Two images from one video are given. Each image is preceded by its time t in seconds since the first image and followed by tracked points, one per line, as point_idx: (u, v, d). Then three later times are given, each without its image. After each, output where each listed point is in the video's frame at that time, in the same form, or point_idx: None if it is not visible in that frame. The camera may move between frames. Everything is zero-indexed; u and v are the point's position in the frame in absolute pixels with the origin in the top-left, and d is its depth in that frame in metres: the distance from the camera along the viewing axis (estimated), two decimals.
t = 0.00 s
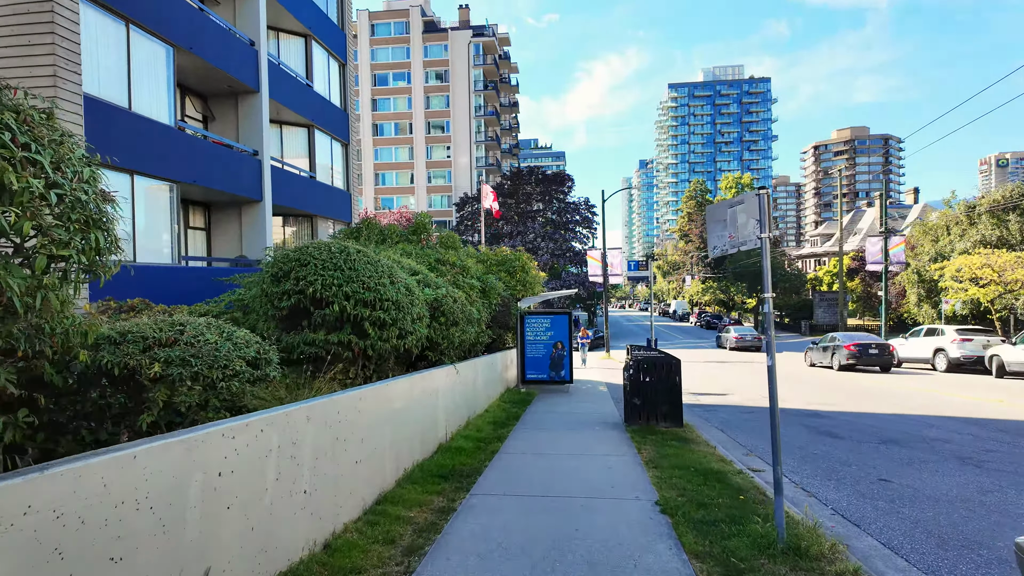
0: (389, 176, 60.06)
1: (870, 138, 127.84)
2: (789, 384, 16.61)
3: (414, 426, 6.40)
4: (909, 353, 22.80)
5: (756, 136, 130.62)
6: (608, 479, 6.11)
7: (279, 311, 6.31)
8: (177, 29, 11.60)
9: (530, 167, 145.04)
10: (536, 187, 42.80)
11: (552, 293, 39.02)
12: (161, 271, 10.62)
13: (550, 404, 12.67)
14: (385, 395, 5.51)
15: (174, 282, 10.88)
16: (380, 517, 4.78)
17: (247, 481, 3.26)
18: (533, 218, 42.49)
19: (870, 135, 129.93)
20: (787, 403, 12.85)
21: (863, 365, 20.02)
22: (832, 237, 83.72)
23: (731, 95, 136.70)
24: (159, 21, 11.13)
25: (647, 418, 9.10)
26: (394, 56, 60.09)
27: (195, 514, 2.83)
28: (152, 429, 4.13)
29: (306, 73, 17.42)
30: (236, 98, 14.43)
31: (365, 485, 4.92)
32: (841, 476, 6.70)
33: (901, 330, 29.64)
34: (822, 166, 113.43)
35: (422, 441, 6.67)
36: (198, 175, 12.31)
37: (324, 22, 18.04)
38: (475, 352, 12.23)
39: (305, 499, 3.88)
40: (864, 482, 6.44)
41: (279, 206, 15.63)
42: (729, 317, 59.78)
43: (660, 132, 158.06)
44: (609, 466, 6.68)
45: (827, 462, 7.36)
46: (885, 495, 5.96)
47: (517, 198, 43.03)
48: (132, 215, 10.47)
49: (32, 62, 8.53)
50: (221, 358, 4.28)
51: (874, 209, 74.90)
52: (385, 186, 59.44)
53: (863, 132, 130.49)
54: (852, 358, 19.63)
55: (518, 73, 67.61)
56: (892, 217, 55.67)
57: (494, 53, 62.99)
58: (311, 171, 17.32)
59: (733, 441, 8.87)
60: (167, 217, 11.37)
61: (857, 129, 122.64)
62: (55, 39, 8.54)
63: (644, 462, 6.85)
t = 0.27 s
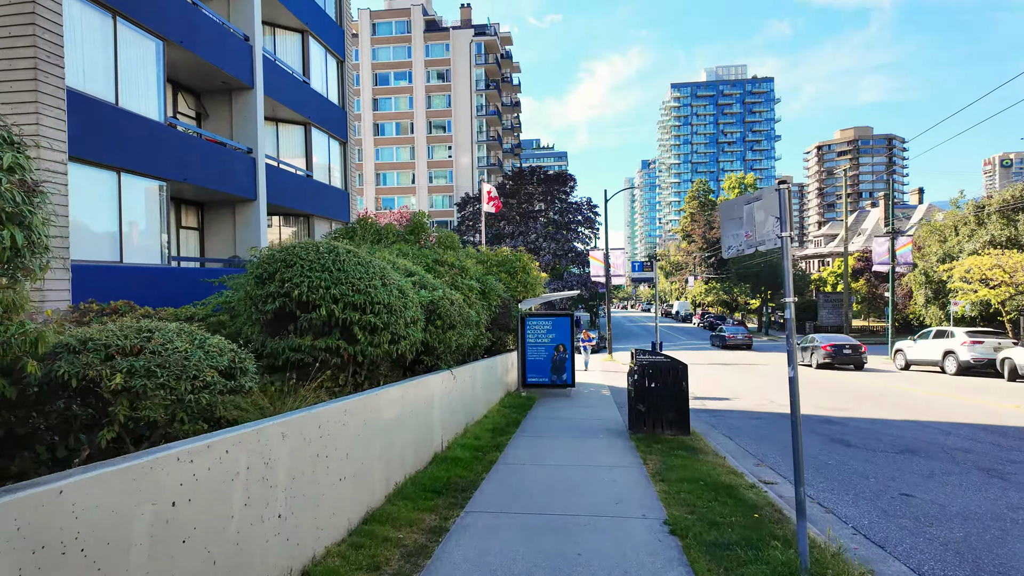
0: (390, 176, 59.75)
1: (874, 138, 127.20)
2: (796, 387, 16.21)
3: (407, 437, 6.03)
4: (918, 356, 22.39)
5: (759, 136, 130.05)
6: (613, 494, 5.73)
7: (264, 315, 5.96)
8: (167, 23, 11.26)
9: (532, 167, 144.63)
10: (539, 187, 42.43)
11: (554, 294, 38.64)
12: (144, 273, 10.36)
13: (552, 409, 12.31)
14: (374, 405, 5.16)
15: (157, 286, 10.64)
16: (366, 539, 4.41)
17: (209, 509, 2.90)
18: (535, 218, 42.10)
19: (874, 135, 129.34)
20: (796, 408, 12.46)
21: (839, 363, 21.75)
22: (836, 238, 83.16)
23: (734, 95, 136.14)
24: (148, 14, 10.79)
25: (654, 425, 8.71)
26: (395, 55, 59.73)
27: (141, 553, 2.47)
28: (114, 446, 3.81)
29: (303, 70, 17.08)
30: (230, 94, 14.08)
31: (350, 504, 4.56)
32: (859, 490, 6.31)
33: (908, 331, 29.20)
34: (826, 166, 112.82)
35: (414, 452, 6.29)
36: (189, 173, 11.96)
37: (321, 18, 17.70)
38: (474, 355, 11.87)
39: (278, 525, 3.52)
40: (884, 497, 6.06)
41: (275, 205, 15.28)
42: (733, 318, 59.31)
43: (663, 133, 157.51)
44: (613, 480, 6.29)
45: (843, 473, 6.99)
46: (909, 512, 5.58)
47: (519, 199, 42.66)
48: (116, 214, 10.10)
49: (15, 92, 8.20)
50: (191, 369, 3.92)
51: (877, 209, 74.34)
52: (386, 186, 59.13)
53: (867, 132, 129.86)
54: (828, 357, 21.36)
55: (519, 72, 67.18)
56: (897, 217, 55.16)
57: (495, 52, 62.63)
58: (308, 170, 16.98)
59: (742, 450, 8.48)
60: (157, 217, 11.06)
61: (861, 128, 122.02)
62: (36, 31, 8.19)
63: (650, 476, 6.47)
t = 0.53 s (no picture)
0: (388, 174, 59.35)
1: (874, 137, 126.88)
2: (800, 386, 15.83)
3: (391, 436, 5.65)
4: (922, 354, 22.02)
5: (759, 135, 129.72)
6: (611, 498, 5.35)
7: (238, 306, 5.58)
8: (149, 8, 10.89)
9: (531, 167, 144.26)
10: (537, 185, 42.03)
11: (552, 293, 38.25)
12: (128, 266, 10.16)
13: (549, 408, 11.94)
14: (353, 402, 4.78)
15: (140, 279, 10.45)
16: (341, 548, 4.03)
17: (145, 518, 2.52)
18: (534, 216, 41.71)
19: (874, 134, 129.02)
20: (800, 407, 12.08)
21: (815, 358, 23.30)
22: (836, 237, 82.80)
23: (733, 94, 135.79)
24: None
25: (654, 423, 8.34)
26: (393, 53, 59.34)
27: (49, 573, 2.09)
28: (57, 442, 3.47)
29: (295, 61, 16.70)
30: (218, 85, 13.70)
31: (324, 510, 4.17)
32: (872, 492, 5.93)
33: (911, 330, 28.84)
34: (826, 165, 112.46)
35: (400, 452, 5.91)
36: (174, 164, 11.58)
37: (314, 9, 17.32)
38: (469, 352, 11.50)
39: (234, 535, 3.14)
40: (899, 499, 5.68)
41: (266, 199, 14.91)
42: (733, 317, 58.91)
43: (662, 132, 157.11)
44: (611, 483, 5.90)
45: (854, 475, 6.61)
46: (928, 516, 5.20)
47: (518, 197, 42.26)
48: (94, 204, 9.71)
49: None
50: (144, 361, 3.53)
51: (878, 208, 73.99)
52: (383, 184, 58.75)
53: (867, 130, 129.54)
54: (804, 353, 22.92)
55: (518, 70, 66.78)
56: (899, 215, 54.80)
57: (494, 50, 62.24)
58: (300, 164, 16.60)
59: (747, 450, 8.11)
60: (142, 209, 10.77)
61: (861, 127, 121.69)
62: (8, 12, 7.84)
63: (651, 478, 6.10)
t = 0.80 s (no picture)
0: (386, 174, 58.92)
1: (874, 136, 126.52)
2: (804, 389, 15.43)
3: (374, 451, 5.24)
4: (928, 356, 21.61)
5: (759, 135, 129.26)
6: (610, 519, 4.96)
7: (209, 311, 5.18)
8: None
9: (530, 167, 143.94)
10: (536, 184, 41.60)
11: (552, 293, 37.86)
12: (111, 266, 9.88)
13: (547, 414, 11.54)
14: (330, 416, 4.39)
15: (124, 279, 10.14)
16: None
17: (59, 569, 2.14)
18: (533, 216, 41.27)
19: (875, 133, 128.60)
20: (806, 412, 11.68)
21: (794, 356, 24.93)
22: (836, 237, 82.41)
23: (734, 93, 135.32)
24: None
25: (655, 432, 7.96)
26: (391, 51, 58.89)
27: None
28: None
29: (286, 56, 16.27)
30: (205, 80, 13.27)
31: (293, 537, 3.78)
32: (890, 510, 5.54)
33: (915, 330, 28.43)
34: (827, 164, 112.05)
35: (384, 468, 5.51)
36: (158, 161, 11.20)
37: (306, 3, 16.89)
38: (463, 356, 11.09)
39: None
40: (920, 519, 5.29)
41: (256, 198, 14.50)
42: (734, 317, 58.49)
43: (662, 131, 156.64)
44: (611, 501, 5.51)
45: (870, 490, 6.20)
46: (954, 539, 4.81)
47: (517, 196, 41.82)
48: (71, 202, 9.35)
49: None
50: (83, 373, 3.12)
51: (878, 207, 73.59)
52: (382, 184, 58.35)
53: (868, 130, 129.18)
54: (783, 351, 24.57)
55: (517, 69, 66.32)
56: (901, 215, 54.35)
57: (493, 48, 61.78)
58: (292, 162, 16.20)
59: (753, 460, 7.72)
60: (124, 207, 10.40)
61: (862, 127, 121.27)
62: None
63: (653, 495, 5.71)
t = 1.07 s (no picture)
0: (385, 173, 58.56)
1: (875, 136, 126.21)
2: (810, 389, 15.07)
3: (357, 456, 4.87)
4: (933, 356, 21.27)
5: (759, 134, 128.91)
6: (611, 530, 4.59)
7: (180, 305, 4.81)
8: None
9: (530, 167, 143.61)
10: (536, 183, 41.25)
11: (551, 293, 37.50)
12: (95, 262, 9.53)
13: (545, 415, 11.16)
14: (306, 419, 4.03)
15: (108, 275, 9.79)
16: None
17: None
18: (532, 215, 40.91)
19: (875, 133, 128.26)
20: (813, 413, 11.30)
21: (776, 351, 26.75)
22: (837, 236, 82.05)
23: (734, 93, 134.96)
24: None
25: (659, 434, 7.59)
26: (390, 50, 58.53)
27: None
28: None
29: (279, 49, 15.90)
30: (194, 71, 12.91)
31: (261, 553, 3.41)
32: (911, 519, 5.17)
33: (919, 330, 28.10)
34: (828, 164, 111.71)
35: (369, 474, 5.14)
36: (143, 153, 10.85)
37: None
38: (459, 356, 10.73)
39: None
40: (944, 528, 4.92)
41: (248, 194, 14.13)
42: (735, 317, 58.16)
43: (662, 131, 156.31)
44: (613, 509, 5.14)
45: (887, 496, 5.83)
46: (984, 551, 4.43)
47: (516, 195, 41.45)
48: (50, 194, 9.00)
49: None
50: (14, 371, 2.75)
51: (879, 206, 73.27)
52: (380, 183, 57.98)
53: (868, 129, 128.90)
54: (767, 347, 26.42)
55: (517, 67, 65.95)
56: (903, 214, 53.98)
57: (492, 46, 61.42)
58: (285, 157, 15.82)
59: (761, 463, 7.34)
60: (107, 200, 10.06)
61: (862, 126, 120.97)
62: None
63: (657, 502, 5.33)
